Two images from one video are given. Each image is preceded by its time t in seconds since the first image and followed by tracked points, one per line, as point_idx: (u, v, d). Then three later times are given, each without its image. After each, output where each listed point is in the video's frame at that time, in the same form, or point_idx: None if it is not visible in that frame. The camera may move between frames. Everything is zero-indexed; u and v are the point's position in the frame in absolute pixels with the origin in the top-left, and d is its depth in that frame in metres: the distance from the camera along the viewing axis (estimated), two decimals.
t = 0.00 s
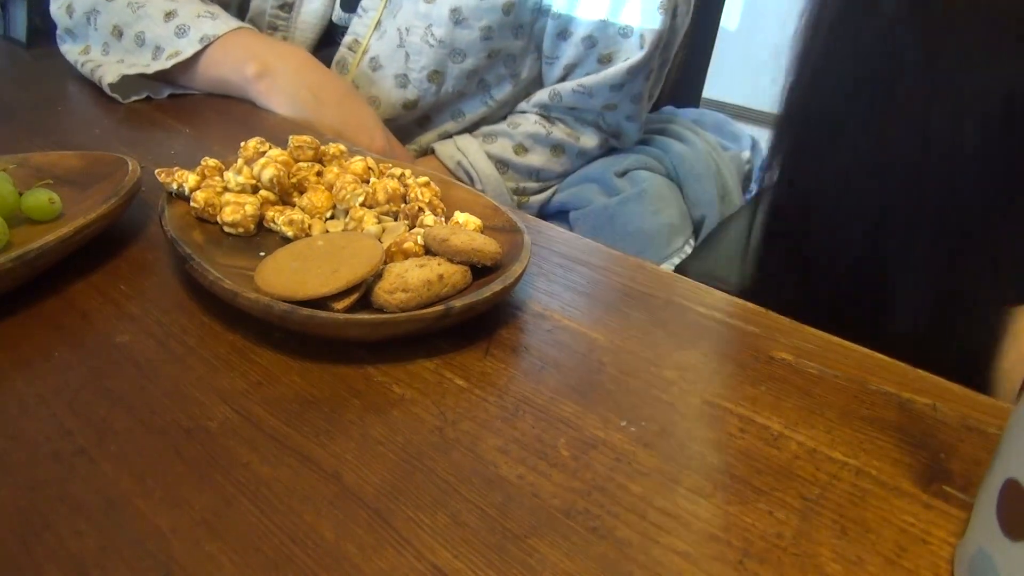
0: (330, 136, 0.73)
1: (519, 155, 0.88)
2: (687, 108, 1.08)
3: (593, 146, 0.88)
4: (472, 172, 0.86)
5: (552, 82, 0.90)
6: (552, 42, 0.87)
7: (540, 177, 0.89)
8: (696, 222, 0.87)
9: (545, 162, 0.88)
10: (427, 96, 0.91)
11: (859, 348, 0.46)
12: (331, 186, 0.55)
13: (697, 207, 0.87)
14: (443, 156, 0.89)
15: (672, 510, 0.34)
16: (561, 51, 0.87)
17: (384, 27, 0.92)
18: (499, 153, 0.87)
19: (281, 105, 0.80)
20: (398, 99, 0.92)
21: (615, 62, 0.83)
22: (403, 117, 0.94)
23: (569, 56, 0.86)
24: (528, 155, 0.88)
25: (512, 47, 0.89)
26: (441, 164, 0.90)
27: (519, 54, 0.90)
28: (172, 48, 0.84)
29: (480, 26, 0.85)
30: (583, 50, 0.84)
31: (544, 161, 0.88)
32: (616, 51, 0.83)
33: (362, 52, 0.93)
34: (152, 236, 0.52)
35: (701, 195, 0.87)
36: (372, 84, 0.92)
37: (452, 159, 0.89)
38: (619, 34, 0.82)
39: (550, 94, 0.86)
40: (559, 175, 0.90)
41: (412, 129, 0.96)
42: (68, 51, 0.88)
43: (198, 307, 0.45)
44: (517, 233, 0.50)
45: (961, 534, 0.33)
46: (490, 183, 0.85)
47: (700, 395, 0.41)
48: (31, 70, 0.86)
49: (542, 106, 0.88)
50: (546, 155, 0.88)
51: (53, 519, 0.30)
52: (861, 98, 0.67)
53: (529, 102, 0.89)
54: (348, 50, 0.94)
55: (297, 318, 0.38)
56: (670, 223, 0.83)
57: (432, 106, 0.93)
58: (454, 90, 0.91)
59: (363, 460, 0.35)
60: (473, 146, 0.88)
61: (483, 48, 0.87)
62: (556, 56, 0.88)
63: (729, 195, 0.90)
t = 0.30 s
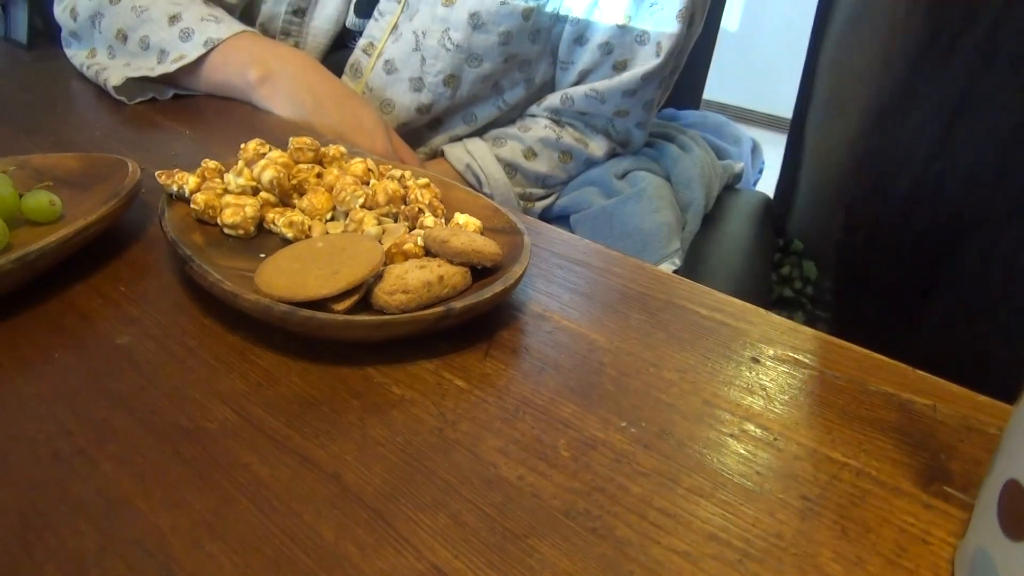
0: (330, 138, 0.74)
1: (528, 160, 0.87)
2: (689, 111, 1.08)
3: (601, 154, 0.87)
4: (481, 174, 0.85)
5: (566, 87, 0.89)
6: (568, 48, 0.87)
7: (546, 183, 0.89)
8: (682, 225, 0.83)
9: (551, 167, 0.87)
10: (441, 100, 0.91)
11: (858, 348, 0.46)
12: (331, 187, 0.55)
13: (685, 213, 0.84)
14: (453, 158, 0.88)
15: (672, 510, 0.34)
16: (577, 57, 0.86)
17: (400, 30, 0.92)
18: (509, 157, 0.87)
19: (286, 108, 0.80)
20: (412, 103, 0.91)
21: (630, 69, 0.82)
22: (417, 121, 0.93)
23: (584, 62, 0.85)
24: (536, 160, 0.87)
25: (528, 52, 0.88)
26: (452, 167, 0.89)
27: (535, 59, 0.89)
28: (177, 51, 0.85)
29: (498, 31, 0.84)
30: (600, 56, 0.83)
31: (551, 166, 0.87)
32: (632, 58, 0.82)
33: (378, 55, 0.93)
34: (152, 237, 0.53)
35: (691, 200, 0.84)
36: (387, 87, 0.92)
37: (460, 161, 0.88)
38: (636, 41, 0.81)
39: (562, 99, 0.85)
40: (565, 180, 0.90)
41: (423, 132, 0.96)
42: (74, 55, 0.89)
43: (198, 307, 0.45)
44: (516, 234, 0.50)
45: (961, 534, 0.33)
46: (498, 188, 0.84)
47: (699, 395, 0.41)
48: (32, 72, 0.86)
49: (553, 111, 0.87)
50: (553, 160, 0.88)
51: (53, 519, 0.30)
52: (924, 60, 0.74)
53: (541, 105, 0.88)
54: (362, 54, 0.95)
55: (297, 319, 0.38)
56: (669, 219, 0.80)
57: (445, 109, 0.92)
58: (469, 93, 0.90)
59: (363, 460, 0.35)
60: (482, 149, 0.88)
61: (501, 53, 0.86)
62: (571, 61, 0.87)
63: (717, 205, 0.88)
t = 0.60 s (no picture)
0: (330, 138, 0.74)
1: (529, 162, 0.87)
2: (688, 112, 1.08)
3: (602, 156, 0.87)
4: (481, 175, 0.85)
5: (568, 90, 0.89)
6: (571, 52, 0.87)
7: (547, 185, 0.89)
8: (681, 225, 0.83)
9: (552, 169, 0.87)
10: (444, 105, 0.91)
11: (858, 348, 0.46)
12: (331, 187, 0.55)
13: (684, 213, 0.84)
14: (454, 160, 0.88)
15: (672, 510, 0.34)
16: (579, 61, 0.87)
17: (403, 34, 0.92)
18: (509, 159, 0.87)
19: (286, 107, 0.80)
20: (415, 108, 0.91)
21: (632, 73, 0.82)
22: (419, 126, 0.93)
23: (587, 65, 0.85)
24: (537, 162, 0.87)
25: (531, 57, 0.88)
26: (451, 168, 0.89)
27: (538, 63, 0.89)
28: (175, 52, 0.84)
29: (501, 36, 0.84)
30: (603, 60, 0.83)
31: (552, 168, 0.87)
32: (634, 63, 0.83)
33: (380, 59, 0.93)
34: (152, 237, 0.52)
35: (690, 199, 0.84)
36: (389, 92, 0.92)
37: (460, 163, 0.87)
38: (638, 45, 0.81)
39: (564, 102, 0.86)
40: (566, 182, 0.90)
41: (426, 136, 0.96)
42: (73, 57, 0.89)
43: (197, 307, 0.45)
44: (516, 234, 0.50)
45: (961, 535, 0.34)
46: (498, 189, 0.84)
47: (699, 395, 0.41)
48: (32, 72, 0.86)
49: (555, 114, 0.87)
50: (555, 162, 0.88)
51: (53, 519, 0.30)
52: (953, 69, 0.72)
53: (543, 108, 0.88)
54: (365, 57, 0.95)
55: (298, 319, 0.38)
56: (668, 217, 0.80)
57: (448, 113, 0.92)
58: (472, 98, 0.90)
59: (364, 460, 0.35)
60: (482, 151, 0.88)
61: (504, 58, 0.86)
62: (574, 65, 0.88)
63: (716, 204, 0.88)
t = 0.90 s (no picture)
0: (330, 138, 0.74)
1: (526, 163, 0.87)
2: (688, 111, 1.08)
3: (599, 156, 0.87)
4: (479, 177, 0.85)
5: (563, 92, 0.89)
6: (565, 54, 0.86)
7: (545, 185, 0.89)
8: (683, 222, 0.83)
9: (551, 170, 0.87)
10: (440, 109, 0.91)
11: (858, 348, 0.46)
12: (331, 187, 0.55)
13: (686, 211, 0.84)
14: (451, 162, 0.88)
15: (672, 510, 0.34)
16: (574, 63, 0.86)
17: (397, 39, 0.92)
18: (506, 160, 0.87)
19: (284, 107, 0.80)
20: (411, 112, 0.92)
21: (627, 75, 0.82)
22: (416, 129, 0.94)
23: (582, 67, 0.85)
24: (534, 163, 0.87)
25: (525, 59, 0.88)
26: (449, 170, 0.89)
27: (533, 65, 0.89)
28: (172, 53, 0.84)
29: (495, 40, 0.84)
30: (597, 62, 0.83)
31: (550, 169, 0.87)
32: (629, 64, 0.82)
33: (375, 63, 0.93)
34: (152, 237, 0.53)
35: (691, 198, 0.84)
36: (387, 96, 0.93)
37: (458, 165, 0.87)
38: (633, 46, 0.81)
39: (560, 104, 0.85)
40: (565, 182, 0.90)
41: (423, 138, 0.96)
42: (72, 59, 0.89)
43: (197, 307, 0.45)
44: (516, 234, 0.50)
45: (960, 536, 0.34)
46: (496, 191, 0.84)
47: (699, 395, 0.41)
48: (32, 72, 0.86)
49: (551, 115, 0.87)
50: (552, 163, 0.88)
51: (54, 519, 0.30)
52: (956, 65, 0.73)
53: (539, 109, 0.88)
54: (361, 61, 0.95)
55: (298, 319, 0.38)
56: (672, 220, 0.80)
57: (444, 116, 0.92)
58: (468, 101, 0.90)
59: (364, 460, 0.35)
60: (480, 153, 0.87)
61: (498, 61, 0.86)
62: (569, 67, 0.87)
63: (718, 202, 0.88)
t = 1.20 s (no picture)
0: (330, 138, 0.74)
1: (523, 163, 0.87)
2: (688, 112, 1.08)
3: (596, 155, 0.87)
4: (476, 177, 0.85)
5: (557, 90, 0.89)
6: (557, 53, 0.86)
7: (542, 184, 0.89)
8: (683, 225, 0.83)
9: (549, 169, 0.87)
10: (435, 108, 0.91)
11: (858, 348, 0.46)
12: (331, 187, 0.55)
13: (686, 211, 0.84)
14: (447, 162, 0.87)
15: (672, 510, 0.34)
16: (566, 61, 0.86)
17: (392, 38, 0.92)
18: (503, 160, 0.87)
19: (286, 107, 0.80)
20: (406, 111, 0.92)
21: (620, 73, 0.83)
22: (411, 129, 0.93)
23: (575, 66, 0.85)
24: (531, 162, 0.87)
25: (518, 58, 0.88)
26: (445, 170, 0.88)
27: (526, 64, 0.89)
28: (173, 52, 0.84)
29: (487, 39, 0.84)
30: (589, 61, 0.83)
31: (547, 169, 0.87)
32: (621, 63, 0.83)
33: (371, 63, 0.93)
34: (152, 237, 0.53)
35: (692, 198, 0.84)
36: (382, 96, 0.93)
37: (454, 165, 0.87)
38: (625, 44, 0.82)
39: (555, 103, 0.86)
40: (562, 181, 0.90)
41: (419, 137, 0.96)
42: (72, 58, 0.89)
43: (197, 307, 0.45)
44: (516, 234, 0.50)
45: (960, 536, 0.34)
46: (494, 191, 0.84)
47: (699, 395, 0.41)
48: (32, 72, 0.86)
49: (547, 115, 0.87)
50: (550, 163, 0.88)
51: (54, 518, 0.30)
52: (949, 61, 0.74)
53: (534, 109, 0.88)
54: (357, 61, 0.95)
55: (298, 319, 0.38)
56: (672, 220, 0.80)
57: (439, 115, 0.92)
58: (462, 100, 0.90)
59: (363, 460, 0.35)
60: (477, 153, 0.87)
61: (491, 61, 0.86)
62: (561, 66, 0.87)
63: (718, 202, 0.88)
